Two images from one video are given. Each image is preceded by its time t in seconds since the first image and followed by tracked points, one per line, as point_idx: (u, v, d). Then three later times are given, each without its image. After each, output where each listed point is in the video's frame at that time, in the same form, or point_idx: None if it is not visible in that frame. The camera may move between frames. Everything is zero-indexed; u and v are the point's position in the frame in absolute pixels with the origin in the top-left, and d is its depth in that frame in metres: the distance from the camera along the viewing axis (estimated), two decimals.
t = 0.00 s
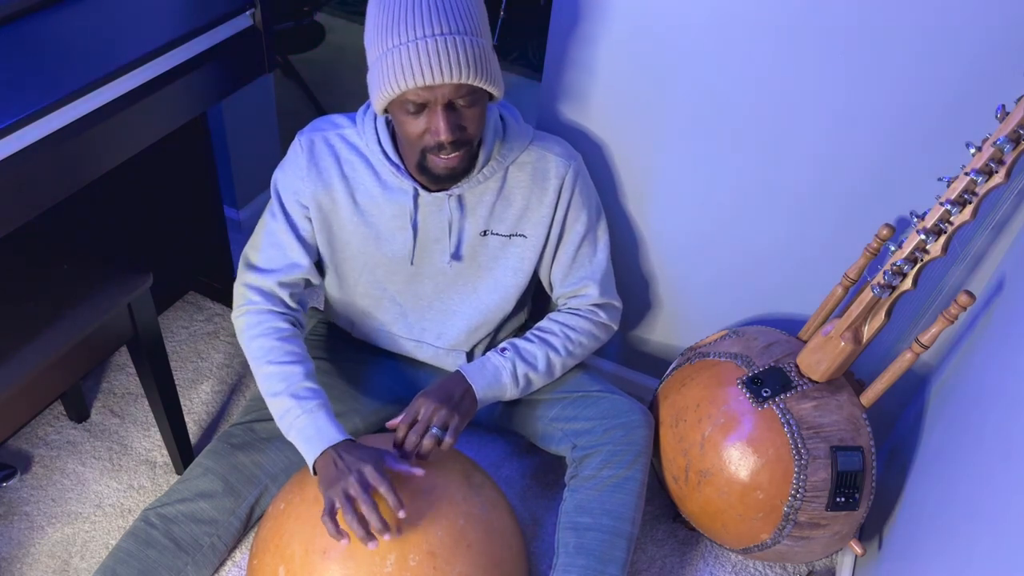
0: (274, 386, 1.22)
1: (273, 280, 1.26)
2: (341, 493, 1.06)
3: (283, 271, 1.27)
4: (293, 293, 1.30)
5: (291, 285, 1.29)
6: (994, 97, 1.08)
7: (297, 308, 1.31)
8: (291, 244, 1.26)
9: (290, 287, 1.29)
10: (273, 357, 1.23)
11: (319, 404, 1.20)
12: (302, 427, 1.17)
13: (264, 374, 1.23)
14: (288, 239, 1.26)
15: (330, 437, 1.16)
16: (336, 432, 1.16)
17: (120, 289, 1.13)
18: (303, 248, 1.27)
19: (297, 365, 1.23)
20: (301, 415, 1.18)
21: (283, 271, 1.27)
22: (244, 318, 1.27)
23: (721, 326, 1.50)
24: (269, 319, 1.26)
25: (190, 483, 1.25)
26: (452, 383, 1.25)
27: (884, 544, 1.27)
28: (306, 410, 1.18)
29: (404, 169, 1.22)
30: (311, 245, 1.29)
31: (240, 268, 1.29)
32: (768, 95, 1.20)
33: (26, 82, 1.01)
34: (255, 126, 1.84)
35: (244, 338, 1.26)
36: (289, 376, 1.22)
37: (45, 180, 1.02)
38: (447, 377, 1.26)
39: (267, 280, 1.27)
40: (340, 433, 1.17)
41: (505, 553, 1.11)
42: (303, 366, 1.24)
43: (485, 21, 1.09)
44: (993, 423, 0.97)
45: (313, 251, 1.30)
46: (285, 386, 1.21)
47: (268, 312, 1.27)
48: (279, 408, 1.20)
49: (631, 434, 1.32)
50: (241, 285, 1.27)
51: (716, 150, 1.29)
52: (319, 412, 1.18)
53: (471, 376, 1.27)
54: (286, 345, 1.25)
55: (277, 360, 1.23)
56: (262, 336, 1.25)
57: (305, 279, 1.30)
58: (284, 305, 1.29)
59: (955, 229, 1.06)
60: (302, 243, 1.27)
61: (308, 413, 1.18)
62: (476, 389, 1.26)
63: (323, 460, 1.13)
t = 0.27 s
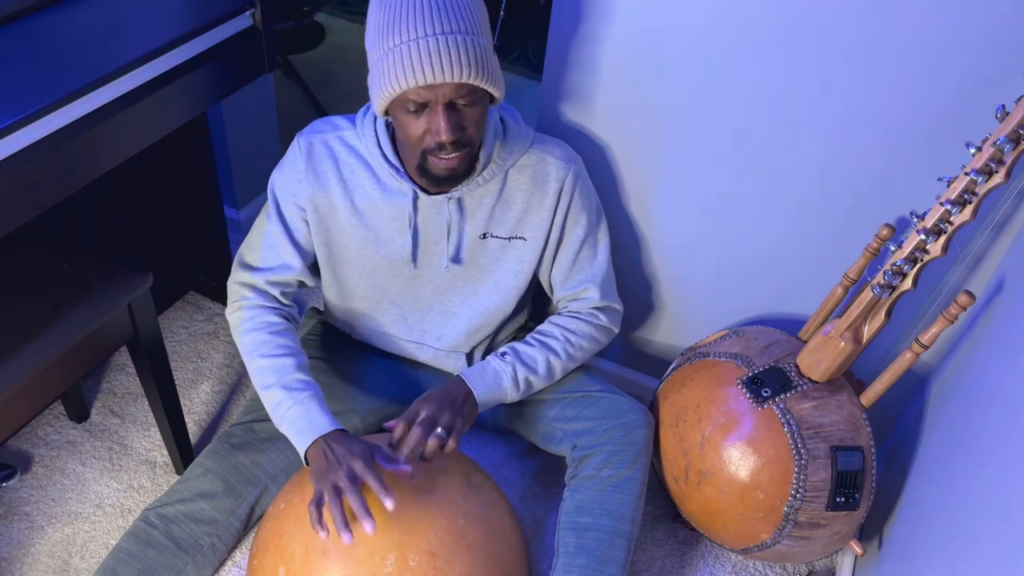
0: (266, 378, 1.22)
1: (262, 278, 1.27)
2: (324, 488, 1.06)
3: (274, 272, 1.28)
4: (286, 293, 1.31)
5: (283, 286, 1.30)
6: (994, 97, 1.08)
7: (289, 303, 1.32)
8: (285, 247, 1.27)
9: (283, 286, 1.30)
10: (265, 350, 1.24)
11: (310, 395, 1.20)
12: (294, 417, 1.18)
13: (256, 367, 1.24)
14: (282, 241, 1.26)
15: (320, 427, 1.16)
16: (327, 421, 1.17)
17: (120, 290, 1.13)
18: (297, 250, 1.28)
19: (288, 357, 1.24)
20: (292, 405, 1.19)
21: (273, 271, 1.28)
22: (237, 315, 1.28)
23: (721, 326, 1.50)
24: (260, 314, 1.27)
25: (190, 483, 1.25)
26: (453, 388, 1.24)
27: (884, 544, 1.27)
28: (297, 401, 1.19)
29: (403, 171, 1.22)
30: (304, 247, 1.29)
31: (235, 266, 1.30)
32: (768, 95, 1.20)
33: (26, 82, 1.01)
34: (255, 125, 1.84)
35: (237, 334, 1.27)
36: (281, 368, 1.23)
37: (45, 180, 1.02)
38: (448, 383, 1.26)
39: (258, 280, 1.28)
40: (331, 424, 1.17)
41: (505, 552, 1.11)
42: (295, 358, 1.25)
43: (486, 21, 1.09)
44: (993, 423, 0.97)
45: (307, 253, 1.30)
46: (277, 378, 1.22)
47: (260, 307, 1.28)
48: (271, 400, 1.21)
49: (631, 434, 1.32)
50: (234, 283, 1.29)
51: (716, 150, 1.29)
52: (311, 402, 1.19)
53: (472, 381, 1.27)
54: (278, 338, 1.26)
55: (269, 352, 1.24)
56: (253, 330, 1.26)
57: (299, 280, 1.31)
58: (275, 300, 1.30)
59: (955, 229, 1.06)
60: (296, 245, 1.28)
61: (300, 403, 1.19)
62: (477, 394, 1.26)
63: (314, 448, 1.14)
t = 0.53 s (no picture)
0: (261, 377, 1.23)
1: (261, 277, 1.27)
2: (312, 488, 1.07)
3: (272, 271, 1.28)
4: (285, 292, 1.31)
5: (283, 284, 1.30)
6: (994, 97, 1.08)
7: (288, 303, 1.32)
8: (284, 247, 1.27)
9: (282, 285, 1.30)
10: (262, 350, 1.24)
11: (304, 395, 1.20)
12: (287, 417, 1.18)
13: (253, 366, 1.24)
14: (280, 241, 1.26)
15: (313, 428, 1.17)
16: (319, 422, 1.18)
17: (120, 289, 1.13)
18: (295, 251, 1.28)
19: (284, 357, 1.24)
20: (285, 405, 1.19)
21: (270, 271, 1.28)
22: (236, 313, 1.28)
23: (721, 326, 1.50)
24: (258, 313, 1.27)
25: (190, 483, 1.25)
26: (455, 390, 1.25)
27: (884, 544, 1.27)
28: (291, 400, 1.19)
29: (402, 171, 1.22)
30: (302, 248, 1.29)
31: (235, 266, 1.31)
32: (768, 96, 1.20)
33: (25, 82, 1.01)
34: (255, 125, 1.84)
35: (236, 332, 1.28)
36: (276, 367, 1.23)
37: (45, 180, 1.02)
38: (449, 384, 1.26)
39: (257, 279, 1.28)
40: (322, 425, 1.18)
41: (505, 552, 1.11)
42: (291, 358, 1.25)
43: (485, 19, 1.09)
44: (993, 423, 0.97)
45: (305, 254, 1.30)
46: (272, 377, 1.22)
47: (259, 306, 1.28)
48: (266, 399, 1.21)
49: (630, 434, 1.32)
50: (234, 282, 1.29)
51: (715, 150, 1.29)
52: (304, 402, 1.19)
53: (474, 383, 1.27)
54: (275, 338, 1.26)
55: (265, 352, 1.24)
56: (251, 329, 1.26)
57: (298, 280, 1.31)
58: (274, 300, 1.30)
59: (955, 229, 1.06)
60: (294, 246, 1.28)
61: (292, 403, 1.19)
62: (479, 395, 1.26)
63: (305, 448, 1.14)
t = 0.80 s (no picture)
0: (263, 375, 1.23)
1: (261, 279, 1.28)
2: (316, 481, 1.07)
3: (271, 272, 1.28)
4: (285, 292, 1.31)
5: (282, 284, 1.30)
6: (994, 97, 1.08)
7: (290, 303, 1.33)
8: (282, 249, 1.27)
9: (281, 286, 1.30)
10: (263, 348, 1.24)
11: (306, 390, 1.21)
12: (290, 412, 1.18)
13: (255, 363, 1.24)
14: (279, 244, 1.27)
15: (316, 421, 1.17)
16: (323, 416, 1.18)
17: (120, 289, 1.13)
18: (294, 252, 1.28)
19: (286, 354, 1.24)
20: (289, 401, 1.19)
21: (270, 272, 1.28)
22: (237, 314, 1.29)
23: (721, 326, 1.50)
24: (259, 313, 1.28)
25: (190, 483, 1.25)
26: (455, 388, 1.24)
27: (884, 544, 1.27)
28: (294, 395, 1.20)
29: (401, 173, 1.22)
30: (301, 250, 1.29)
31: (235, 268, 1.31)
32: (768, 95, 1.20)
33: (25, 83, 1.01)
34: (255, 125, 1.84)
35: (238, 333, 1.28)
36: (278, 364, 1.23)
37: (45, 180, 1.02)
38: (449, 383, 1.25)
39: (256, 281, 1.28)
40: (326, 418, 1.18)
41: (505, 552, 1.11)
42: (293, 355, 1.25)
43: (483, 21, 1.09)
44: (993, 423, 0.97)
45: (304, 256, 1.30)
46: (274, 374, 1.22)
47: (259, 306, 1.29)
48: (269, 396, 1.22)
49: (630, 434, 1.32)
50: (234, 284, 1.30)
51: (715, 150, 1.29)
52: (307, 397, 1.20)
53: (474, 383, 1.27)
54: (277, 336, 1.26)
55: (266, 350, 1.24)
56: (253, 328, 1.26)
57: (297, 281, 1.31)
58: (275, 300, 1.30)
59: (954, 229, 1.06)
60: (293, 249, 1.28)
61: (295, 398, 1.19)
62: (479, 395, 1.26)
63: (311, 440, 1.15)
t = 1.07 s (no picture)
0: (265, 375, 1.23)
1: (261, 280, 1.28)
2: (320, 482, 1.07)
3: (272, 273, 1.28)
4: (286, 293, 1.31)
5: (283, 285, 1.30)
6: (994, 97, 1.08)
7: (291, 304, 1.33)
8: (282, 250, 1.27)
9: (282, 286, 1.31)
10: (265, 348, 1.24)
11: (309, 389, 1.21)
12: (293, 411, 1.19)
13: (257, 364, 1.24)
14: (280, 245, 1.27)
15: (319, 421, 1.17)
16: (325, 416, 1.18)
17: (120, 289, 1.13)
18: (294, 253, 1.28)
19: (287, 353, 1.24)
20: (291, 400, 1.20)
21: (270, 273, 1.28)
22: (239, 315, 1.29)
23: (721, 326, 1.50)
24: (261, 313, 1.28)
25: (190, 483, 1.25)
26: (456, 389, 1.25)
27: (884, 544, 1.27)
28: (296, 395, 1.20)
29: (401, 173, 1.22)
30: (301, 251, 1.30)
31: (236, 270, 1.31)
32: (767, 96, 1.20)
33: (25, 83, 1.01)
34: (255, 125, 1.84)
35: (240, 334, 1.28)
36: (280, 364, 1.23)
37: (45, 180, 1.02)
38: (450, 383, 1.26)
39: (256, 282, 1.28)
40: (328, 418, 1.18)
41: (505, 552, 1.11)
42: (294, 355, 1.25)
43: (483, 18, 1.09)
44: (993, 423, 0.97)
45: (304, 257, 1.31)
46: (276, 374, 1.22)
47: (261, 307, 1.29)
48: (271, 396, 1.22)
49: (630, 434, 1.32)
50: (234, 285, 1.30)
51: (715, 150, 1.29)
52: (309, 396, 1.20)
53: (474, 383, 1.27)
54: (278, 336, 1.26)
55: (268, 349, 1.24)
56: (254, 329, 1.26)
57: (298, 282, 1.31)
58: (276, 301, 1.30)
59: (954, 229, 1.06)
60: (294, 250, 1.28)
61: (298, 398, 1.19)
62: (479, 395, 1.26)
63: (313, 441, 1.15)
